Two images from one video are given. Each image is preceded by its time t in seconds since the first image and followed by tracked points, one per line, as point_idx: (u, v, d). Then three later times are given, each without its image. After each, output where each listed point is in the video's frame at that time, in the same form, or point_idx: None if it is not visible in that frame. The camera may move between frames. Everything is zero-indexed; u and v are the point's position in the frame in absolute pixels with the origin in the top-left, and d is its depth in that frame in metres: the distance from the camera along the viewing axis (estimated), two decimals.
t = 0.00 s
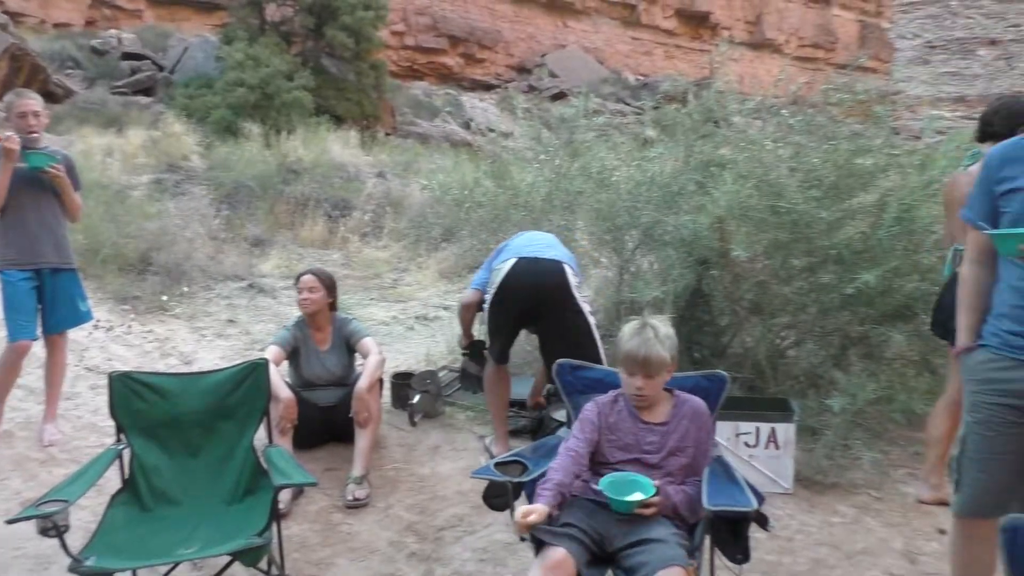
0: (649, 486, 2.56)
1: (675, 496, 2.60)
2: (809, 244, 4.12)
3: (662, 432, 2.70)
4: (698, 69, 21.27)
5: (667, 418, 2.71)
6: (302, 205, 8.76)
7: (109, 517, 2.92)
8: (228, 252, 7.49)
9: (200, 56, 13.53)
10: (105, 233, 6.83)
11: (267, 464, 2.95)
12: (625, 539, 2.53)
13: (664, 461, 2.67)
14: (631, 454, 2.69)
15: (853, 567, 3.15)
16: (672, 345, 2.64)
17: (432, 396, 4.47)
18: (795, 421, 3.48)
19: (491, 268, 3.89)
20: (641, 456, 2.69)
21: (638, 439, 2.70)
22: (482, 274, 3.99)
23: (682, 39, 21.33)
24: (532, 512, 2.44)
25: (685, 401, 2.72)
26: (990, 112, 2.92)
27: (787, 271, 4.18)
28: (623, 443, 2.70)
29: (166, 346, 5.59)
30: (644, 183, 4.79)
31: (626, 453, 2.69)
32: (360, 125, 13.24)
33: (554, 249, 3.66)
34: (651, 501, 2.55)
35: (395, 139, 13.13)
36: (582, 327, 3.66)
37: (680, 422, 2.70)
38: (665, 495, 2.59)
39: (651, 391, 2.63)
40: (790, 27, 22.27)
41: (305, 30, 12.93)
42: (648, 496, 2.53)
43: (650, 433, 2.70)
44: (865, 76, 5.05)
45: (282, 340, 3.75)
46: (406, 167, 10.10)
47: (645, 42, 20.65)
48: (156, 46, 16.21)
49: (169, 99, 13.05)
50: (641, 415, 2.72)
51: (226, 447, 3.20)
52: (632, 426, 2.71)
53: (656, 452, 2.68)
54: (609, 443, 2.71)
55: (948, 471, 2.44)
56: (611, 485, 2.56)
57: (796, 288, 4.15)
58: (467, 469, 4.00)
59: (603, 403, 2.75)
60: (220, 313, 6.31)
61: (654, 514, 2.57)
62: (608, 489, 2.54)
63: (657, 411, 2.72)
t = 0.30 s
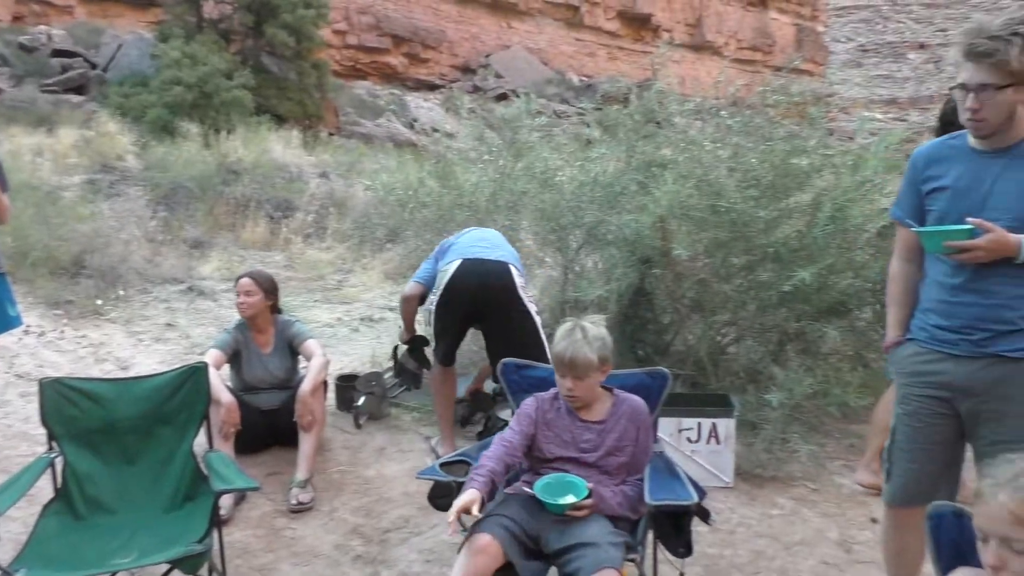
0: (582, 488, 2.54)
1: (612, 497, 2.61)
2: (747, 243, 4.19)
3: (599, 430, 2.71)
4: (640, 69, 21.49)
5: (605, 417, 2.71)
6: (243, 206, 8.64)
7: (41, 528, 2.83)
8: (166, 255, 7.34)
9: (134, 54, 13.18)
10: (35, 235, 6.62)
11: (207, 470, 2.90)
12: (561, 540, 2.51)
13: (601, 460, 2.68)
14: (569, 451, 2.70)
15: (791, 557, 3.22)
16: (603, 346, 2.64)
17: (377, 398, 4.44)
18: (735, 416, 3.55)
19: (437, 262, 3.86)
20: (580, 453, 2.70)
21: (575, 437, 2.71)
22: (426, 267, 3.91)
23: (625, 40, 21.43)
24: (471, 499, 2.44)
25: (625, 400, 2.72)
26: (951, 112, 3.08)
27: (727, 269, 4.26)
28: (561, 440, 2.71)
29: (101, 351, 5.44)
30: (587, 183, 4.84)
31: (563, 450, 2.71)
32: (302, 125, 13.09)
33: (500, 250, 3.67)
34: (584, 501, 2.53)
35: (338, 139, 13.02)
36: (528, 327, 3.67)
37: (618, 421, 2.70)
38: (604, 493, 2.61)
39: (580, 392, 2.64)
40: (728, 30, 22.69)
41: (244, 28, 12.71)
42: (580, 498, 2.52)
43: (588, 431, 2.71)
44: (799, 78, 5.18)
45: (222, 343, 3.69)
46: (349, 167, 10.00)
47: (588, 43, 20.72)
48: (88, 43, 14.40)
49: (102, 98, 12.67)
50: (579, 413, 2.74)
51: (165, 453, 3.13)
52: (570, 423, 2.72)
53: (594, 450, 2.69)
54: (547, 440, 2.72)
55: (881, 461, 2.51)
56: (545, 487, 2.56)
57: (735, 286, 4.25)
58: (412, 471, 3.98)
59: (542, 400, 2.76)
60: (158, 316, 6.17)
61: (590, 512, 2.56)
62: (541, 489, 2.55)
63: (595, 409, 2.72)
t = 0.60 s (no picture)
0: (542, 484, 2.55)
1: (572, 493, 2.62)
2: (700, 241, 4.26)
3: (562, 425, 2.75)
4: (595, 69, 21.62)
5: (569, 415, 2.76)
6: (195, 208, 8.51)
7: None
8: (115, 258, 7.20)
9: (80, 52, 12.87)
10: None
11: (159, 476, 2.85)
12: (522, 540, 2.51)
13: (561, 455, 2.70)
14: (530, 443, 2.73)
15: (745, 549, 3.27)
16: (580, 353, 2.72)
17: (334, 399, 4.45)
18: (690, 411, 3.59)
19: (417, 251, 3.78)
20: (541, 446, 2.73)
21: (538, 430, 2.75)
22: (407, 252, 3.84)
23: (580, 40, 21.50)
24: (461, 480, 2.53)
25: (591, 402, 2.79)
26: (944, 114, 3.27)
27: (681, 266, 4.31)
28: (523, 432, 2.75)
29: (48, 357, 5.31)
30: (543, 183, 4.88)
31: (525, 441, 2.74)
32: (255, 125, 12.94)
33: (478, 249, 3.58)
34: (544, 499, 2.54)
35: (292, 139, 12.89)
36: (508, 329, 3.63)
37: (582, 419, 2.75)
38: (563, 487, 2.62)
39: (544, 385, 2.72)
40: (681, 30, 22.77)
41: (194, 27, 12.52)
42: (540, 494, 2.53)
43: (551, 425, 2.75)
44: (749, 78, 5.26)
45: (174, 347, 3.63)
46: (303, 167, 9.89)
47: (543, 43, 20.76)
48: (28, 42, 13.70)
49: (46, 97, 12.35)
50: (545, 407, 2.79)
51: (115, 460, 3.07)
52: (534, 416, 2.76)
53: (555, 444, 2.72)
54: (510, 432, 2.76)
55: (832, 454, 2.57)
56: (505, 486, 2.55)
57: (689, 283, 4.30)
58: (369, 473, 3.96)
59: (511, 394, 2.83)
60: (108, 321, 6.05)
61: (549, 508, 2.56)
62: (501, 489, 2.53)
63: (562, 407, 2.78)
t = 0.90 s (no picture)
0: (497, 480, 2.54)
1: (526, 487, 2.61)
2: (657, 236, 4.32)
3: (517, 415, 2.77)
4: (553, 65, 21.66)
5: (524, 407, 2.79)
6: (147, 206, 8.36)
7: None
8: (64, 258, 7.07)
9: (26, 47, 12.53)
10: None
11: (112, 478, 2.80)
12: (475, 540, 2.50)
13: (514, 446, 2.72)
14: (484, 430, 2.75)
15: (702, 539, 3.32)
16: (544, 352, 2.80)
17: (292, 399, 4.41)
18: (647, 404, 3.62)
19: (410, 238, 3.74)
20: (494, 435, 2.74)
21: (492, 419, 2.77)
22: (403, 237, 3.80)
23: (537, 36, 21.48)
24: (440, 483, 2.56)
25: (548, 399, 2.83)
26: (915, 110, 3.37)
27: (639, 262, 4.34)
28: (478, 421, 2.78)
29: None
30: (502, 179, 4.89)
31: (480, 429, 2.76)
32: (209, 122, 12.75)
33: (463, 253, 3.50)
34: (499, 494, 2.54)
35: (248, 136, 12.72)
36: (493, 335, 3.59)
37: (536, 412, 2.77)
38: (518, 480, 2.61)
39: (502, 372, 2.78)
40: (638, 27, 22.86)
41: (145, 21, 12.30)
42: (495, 490, 2.52)
43: (505, 415, 2.77)
44: (705, 75, 5.32)
45: (126, 347, 3.56)
46: (259, 164, 9.76)
47: (501, 39, 20.68)
48: None
49: None
50: (501, 398, 2.82)
51: (65, 463, 3.00)
52: (489, 406, 2.80)
53: (509, 435, 2.74)
54: (466, 421, 2.79)
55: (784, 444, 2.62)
56: (459, 485, 2.54)
57: (647, 278, 4.34)
58: (328, 472, 3.93)
59: (469, 386, 2.88)
60: (58, 322, 5.91)
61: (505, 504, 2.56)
62: (456, 488, 2.53)
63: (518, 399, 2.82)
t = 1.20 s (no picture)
0: (457, 478, 2.55)
1: (486, 483, 2.61)
2: (615, 231, 4.34)
3: (477, 412, 2.78)
4: (511, 61, 21.64)
5: (485, 404, 2.80)
6: (97, 202, 8.20)
7: None
8: (11, 256, 7.06)
9: None
10: None
11: (61, 479, 2.74)
12: (434, 536, 2.50)
13: (474, 442, 2.72)
14: (444, 427, 2.75)
15: (659, 530, 3.36)
16: (505, 347, 2.82)
17: (249, 397, 4.37)
18: (605, 398, 3.66)
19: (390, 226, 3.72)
20: (454, 431, 2.74)
21: (453, 415, 2.77)
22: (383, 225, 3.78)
23: (496, 32, 21.41)
24: (405, 477, 2.58)
25: (507, 395, 2.84)
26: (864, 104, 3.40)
27: (597, 257, 4.39)
28: (437, 417, 2.77)
29: None
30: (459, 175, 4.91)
31: (439, 426, 2.76)
32: (162, 117, 12.53)
33: (437, 243, 3.48)
34: (458, 490, 2.55)
35: (202, 132, 12.53)
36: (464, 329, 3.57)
37: (497, 408, 2.78)
38: (478, 476, 2.62)
39: (465, 370, 2.79)
40: (596, 24, 22.93)
41: (95, 13, 12.03)
42: (453, 488, 2.53)
43: (465, 411, 2.78)
44: (662, 72, 5.37)
45: (76, 346, 3.49)
46: (213, 159, 9.60)
47: (460, 34, 20.60)
48: None
49: None
50: (461, 394, 2.82)
51: (13, 465, 2.93)
52: (449, 402, 2.80)
53: (469, 431, 2.74)
54: (425, 418, 2.79)
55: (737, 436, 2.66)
56: (418, 482, 2.54)
57: (605, 273, 4.40)
58: (285, 469, 3.90)
59: (429, 383, 2.88)
60: (5, 321, 5.76)
61: (464, 499, 2.56)
62: (414, 485, 2.53)
63: (479, 395, 2.83)
